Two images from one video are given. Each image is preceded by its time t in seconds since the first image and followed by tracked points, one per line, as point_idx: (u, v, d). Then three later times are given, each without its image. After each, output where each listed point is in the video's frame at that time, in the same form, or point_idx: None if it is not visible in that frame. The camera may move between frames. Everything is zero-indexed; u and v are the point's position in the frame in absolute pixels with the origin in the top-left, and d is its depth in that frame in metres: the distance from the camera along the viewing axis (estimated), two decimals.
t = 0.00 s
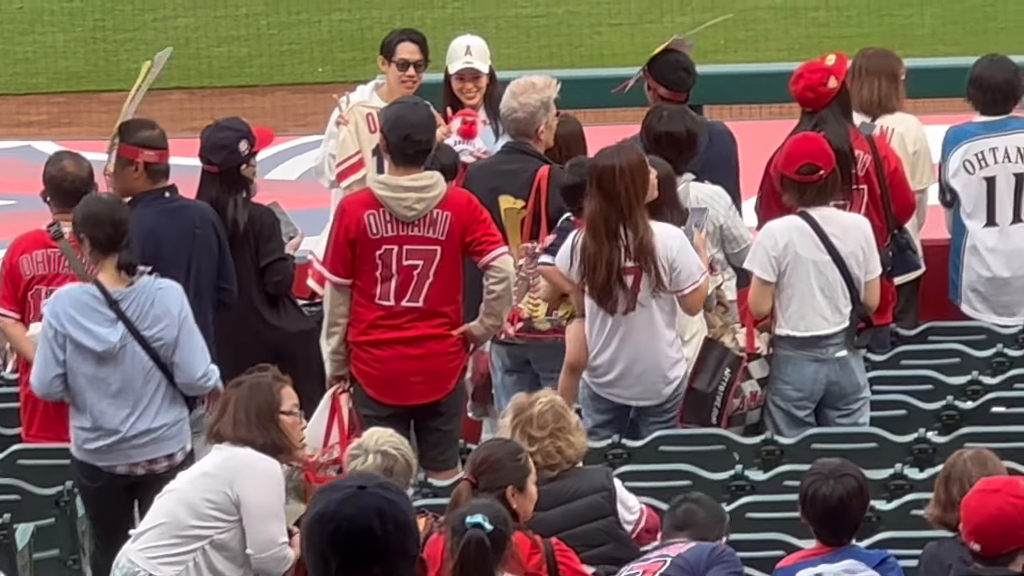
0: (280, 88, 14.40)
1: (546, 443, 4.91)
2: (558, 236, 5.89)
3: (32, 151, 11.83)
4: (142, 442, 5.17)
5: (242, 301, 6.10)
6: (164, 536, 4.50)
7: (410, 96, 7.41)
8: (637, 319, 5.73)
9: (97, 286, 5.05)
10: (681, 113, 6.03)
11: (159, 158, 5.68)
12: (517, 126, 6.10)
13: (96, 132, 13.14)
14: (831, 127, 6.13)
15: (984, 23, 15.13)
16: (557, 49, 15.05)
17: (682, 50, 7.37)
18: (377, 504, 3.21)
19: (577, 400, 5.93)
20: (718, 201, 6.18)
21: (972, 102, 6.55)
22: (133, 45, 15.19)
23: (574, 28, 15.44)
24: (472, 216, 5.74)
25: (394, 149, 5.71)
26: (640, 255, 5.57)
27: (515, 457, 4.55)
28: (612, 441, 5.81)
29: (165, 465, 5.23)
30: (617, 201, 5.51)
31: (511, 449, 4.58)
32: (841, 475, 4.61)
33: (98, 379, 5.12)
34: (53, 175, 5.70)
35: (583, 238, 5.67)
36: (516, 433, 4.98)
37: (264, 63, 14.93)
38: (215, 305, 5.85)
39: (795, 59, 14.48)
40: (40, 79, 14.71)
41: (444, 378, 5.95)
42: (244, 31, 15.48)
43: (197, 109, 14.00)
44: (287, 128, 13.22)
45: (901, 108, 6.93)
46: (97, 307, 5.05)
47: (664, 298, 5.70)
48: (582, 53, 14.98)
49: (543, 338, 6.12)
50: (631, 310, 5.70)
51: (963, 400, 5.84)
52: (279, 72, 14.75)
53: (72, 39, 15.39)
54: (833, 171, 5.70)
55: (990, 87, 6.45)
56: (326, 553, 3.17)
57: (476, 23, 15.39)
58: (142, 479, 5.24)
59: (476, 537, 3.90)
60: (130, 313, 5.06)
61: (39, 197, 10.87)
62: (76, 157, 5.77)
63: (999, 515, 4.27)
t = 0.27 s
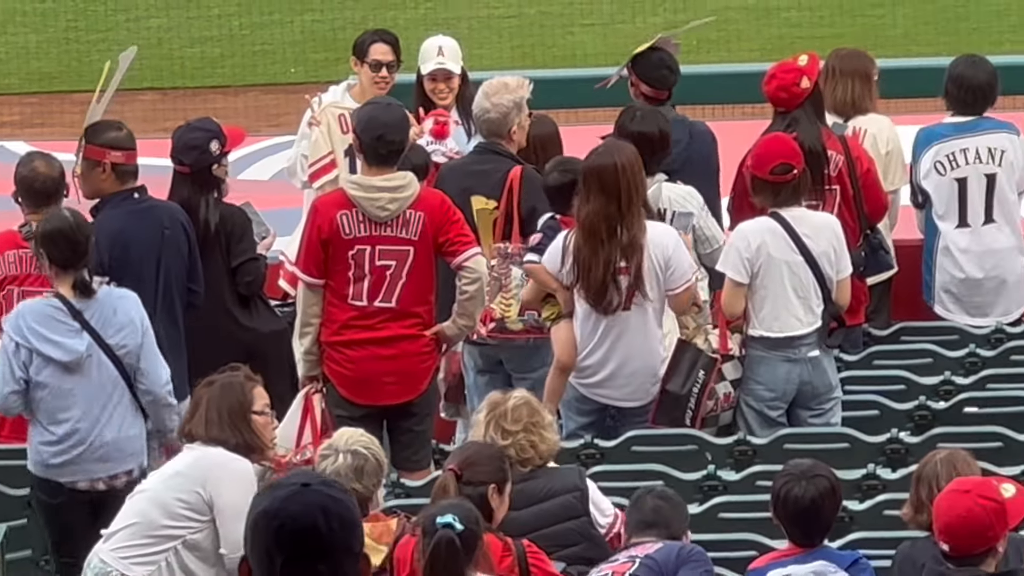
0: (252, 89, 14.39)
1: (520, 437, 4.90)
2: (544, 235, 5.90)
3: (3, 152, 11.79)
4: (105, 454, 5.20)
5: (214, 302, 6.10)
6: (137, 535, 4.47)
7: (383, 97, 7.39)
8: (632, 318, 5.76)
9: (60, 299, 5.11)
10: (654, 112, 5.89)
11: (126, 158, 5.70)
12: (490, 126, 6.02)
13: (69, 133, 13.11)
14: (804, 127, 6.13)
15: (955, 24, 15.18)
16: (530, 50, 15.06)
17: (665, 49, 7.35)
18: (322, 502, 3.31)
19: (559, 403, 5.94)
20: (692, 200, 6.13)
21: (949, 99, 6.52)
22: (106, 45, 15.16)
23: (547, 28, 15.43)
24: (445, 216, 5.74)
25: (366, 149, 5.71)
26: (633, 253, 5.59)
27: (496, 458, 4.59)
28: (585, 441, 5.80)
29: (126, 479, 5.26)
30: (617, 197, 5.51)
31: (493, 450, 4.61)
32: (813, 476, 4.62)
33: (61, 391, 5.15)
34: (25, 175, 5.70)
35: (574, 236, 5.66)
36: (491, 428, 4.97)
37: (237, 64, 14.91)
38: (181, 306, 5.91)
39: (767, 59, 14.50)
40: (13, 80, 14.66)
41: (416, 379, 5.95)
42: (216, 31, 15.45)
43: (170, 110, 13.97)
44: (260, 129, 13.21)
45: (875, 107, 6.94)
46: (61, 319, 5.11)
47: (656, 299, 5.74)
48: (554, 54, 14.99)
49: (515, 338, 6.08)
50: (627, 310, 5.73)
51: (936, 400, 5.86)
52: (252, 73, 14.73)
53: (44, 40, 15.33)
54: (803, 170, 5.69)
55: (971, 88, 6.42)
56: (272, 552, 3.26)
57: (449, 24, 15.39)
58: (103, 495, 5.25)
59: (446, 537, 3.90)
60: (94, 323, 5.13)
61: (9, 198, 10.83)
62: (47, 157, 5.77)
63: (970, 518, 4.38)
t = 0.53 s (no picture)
0: (224, 90, 14.38)
1: (496, 435, 4.95)
2: (526, 235, 5.91)
3: None
4: (80, 437, 5.30)
5: (185, 300, 6.13)
6: (108, 535, 4.45)
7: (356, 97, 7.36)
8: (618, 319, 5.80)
9: (32, 283, 5.20)
10: (626, 114, 5.86)
11: (94, 159, 5.80)
12: (465, 128, 5.97)
13: (40, 134, 13.08)
14: (777, 128, 6.18)
15: (927, 24, 15.24)
16: (501, 50, 15.05)
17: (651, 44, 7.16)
18: (284, 502, 3.38)
19: (537, 405, 5.98)
20: (664, 200, 6.15)
21: (922, 99, 6.54)
22: (77, 46, 15.13)
23: (520, 29, 15.44)
24: (417, 217, 5.75)
25: (339, 150, 5.72)
26: (621, 254, 5.63)
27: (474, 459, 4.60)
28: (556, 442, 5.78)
29: (101, 462, 5.37)
30: (604, 198, 5.56)
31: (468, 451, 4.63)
32: (785, 477, 4.63)
33: (35, 374, 5.26)
34: None
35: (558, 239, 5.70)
36: (467, 423, 5.01)
37: (209, 64, 14.89)
38: (154, 306, 5.96)
39: (738, 60, 14.53)
40: None
41: (388, 379, 5.96)
42: (188, 31, 15.44)
43: (143, 111, 13.96)
44: (232, 130, 13.19)
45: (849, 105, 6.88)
46: (34, 302, 5.21)
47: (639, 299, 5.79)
48: (526, 54, 14.97)
49: (486, 338, 6.08)
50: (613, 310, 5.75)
51: (907, 400, 5.89)
52: (224, 73, 14.72)
53: (16, 40, 15.29)
54: (773, 170, 5.72)
55: (943, 88, 6.45)
56: (234, 549, 3.33)
57: (422, 24, 15.40)
58: (81, 478, 5.36)
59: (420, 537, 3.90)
60: (67, 306, 5.24)
61: None
62: (19, 158, 5.78)
63: (942, 518, 4.39)
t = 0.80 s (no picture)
0: (196, 96, 14.38)
1: (470, 441, 4.91)
2: (502, 240, 5.85)
3: None
4: (40, 434, 5.30)
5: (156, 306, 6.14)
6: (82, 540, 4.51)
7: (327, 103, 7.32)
8: (593, 325, 5.78)
9: None
10: (598, 120, 5.84)
11: (67, 165, 5.79)
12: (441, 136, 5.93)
13: (9, 140, 13.05)
14: (749, 135, 6.18)
15: (899, 29, 15.27)
16: (473, 55, 15.05)
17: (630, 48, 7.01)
18: (276, 510, 3.33)
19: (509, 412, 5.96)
20: (634, 206, 6.15)
21: (897, 106, 6.55)
22: (49, 52, 15.13)
23: (491, 34, 15.42)
24: (389, 223, 5.74)
25: (310, 156, 5.71)
26: (598, 262, 5.62)
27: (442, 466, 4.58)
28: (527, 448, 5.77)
29: (60, 460, 5.37)
30: (582, 206, 5.54)
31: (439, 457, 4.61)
32: (757, 484, 4.64)
33: None
34: None
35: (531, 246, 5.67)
36: (441, 430, 4.98)
37: (181, 70, 14.87)
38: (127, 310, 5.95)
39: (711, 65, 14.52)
40: None
41: (359, 386, 5.95)
42: (159, 37, 15.43)
43: (115, 117, 13.92)
44: (203, 136, 13.17)
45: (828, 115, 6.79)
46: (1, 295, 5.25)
47: (614, 307, 5.78)
48: (498, 59, 14.94)
49: (457, 345, 6.04)
50: (587, 318, 5.74)
51: (879, 406, 5.90)
52: (196, 79, 14.71)
53: None
54: (744, 176, 5.73)
55: (920, 94, 6.46)
56: (225, 559, 3.29)
57: (394, 30, 15.41)
58: (38, 476, 5.34)
59: (393, 541, 3.92)
60: (32, 302, 5.30)
61: None
62: None
63: (909, 527, 4.36)
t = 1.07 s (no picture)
0: (170, 98, 14.37)
1: (445, 444, 4.92)
2: (479, 241, 5.83)
3: None
4: None
5: (132, 307, 6.16)
6: (57, 540, 4.64)
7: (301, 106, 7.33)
8: (566, 331, 5.80)
9: None
10: (572, 123, 5.83)
11: (42, 169, 5.80)
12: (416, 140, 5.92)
13: None
14: (728, 136, 6.21)
15: (873, 32, 15.31)
16: (447, 58, 15.06)
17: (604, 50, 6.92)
18: (260, 520, 3.48)
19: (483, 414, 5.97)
20: (608, 209, 6.16)
21: (872, 107, 6.55)
22: (22, 53, 15.13)
23: (465, 37, 15.44)
24: (363, 225, 5.74)
25: (284, 158, 5.71)
26: (576, 264, 5.64)
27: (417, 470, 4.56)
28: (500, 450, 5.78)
29: (12, 458, 5.48)
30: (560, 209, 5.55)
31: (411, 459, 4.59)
32: (732, 486, 4.65)
33: None
34: None
35: (506, 249, 5.66)
36: (417, 432, 4.97)
37: (154, 72, 14.87)
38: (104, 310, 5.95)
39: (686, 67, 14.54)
40: None
41: (334, 389, 5.95)
42: (133, 39, 15.46)
43: (91, 118, 13.87)
44: (177, 138, 13.12)
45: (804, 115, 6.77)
46: None
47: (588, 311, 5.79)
48: (472, 62, 14.94)
49: (432, 348, 6.04)
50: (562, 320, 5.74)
51: (853, 408, 5.91)
52: (170, 81, 14.71)
53: None
54: (717, 179, 5.74)
55: (893, 96, 6.46)
56: (213, 570, 3.45)
57: (367, 32, 15.46)
58: None
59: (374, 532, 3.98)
60: None
61: None
62: None
63: (884, 526, 4.35)
